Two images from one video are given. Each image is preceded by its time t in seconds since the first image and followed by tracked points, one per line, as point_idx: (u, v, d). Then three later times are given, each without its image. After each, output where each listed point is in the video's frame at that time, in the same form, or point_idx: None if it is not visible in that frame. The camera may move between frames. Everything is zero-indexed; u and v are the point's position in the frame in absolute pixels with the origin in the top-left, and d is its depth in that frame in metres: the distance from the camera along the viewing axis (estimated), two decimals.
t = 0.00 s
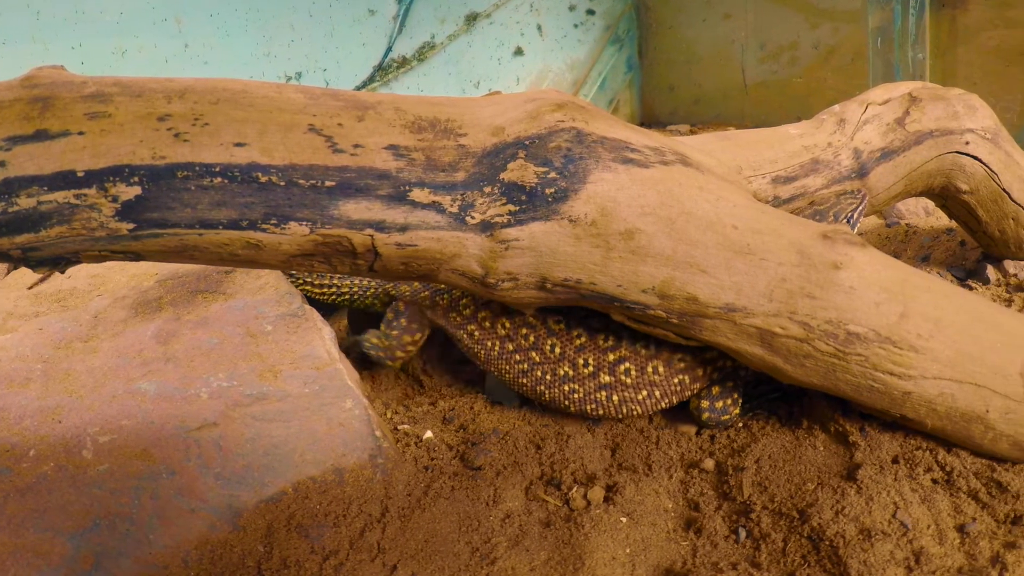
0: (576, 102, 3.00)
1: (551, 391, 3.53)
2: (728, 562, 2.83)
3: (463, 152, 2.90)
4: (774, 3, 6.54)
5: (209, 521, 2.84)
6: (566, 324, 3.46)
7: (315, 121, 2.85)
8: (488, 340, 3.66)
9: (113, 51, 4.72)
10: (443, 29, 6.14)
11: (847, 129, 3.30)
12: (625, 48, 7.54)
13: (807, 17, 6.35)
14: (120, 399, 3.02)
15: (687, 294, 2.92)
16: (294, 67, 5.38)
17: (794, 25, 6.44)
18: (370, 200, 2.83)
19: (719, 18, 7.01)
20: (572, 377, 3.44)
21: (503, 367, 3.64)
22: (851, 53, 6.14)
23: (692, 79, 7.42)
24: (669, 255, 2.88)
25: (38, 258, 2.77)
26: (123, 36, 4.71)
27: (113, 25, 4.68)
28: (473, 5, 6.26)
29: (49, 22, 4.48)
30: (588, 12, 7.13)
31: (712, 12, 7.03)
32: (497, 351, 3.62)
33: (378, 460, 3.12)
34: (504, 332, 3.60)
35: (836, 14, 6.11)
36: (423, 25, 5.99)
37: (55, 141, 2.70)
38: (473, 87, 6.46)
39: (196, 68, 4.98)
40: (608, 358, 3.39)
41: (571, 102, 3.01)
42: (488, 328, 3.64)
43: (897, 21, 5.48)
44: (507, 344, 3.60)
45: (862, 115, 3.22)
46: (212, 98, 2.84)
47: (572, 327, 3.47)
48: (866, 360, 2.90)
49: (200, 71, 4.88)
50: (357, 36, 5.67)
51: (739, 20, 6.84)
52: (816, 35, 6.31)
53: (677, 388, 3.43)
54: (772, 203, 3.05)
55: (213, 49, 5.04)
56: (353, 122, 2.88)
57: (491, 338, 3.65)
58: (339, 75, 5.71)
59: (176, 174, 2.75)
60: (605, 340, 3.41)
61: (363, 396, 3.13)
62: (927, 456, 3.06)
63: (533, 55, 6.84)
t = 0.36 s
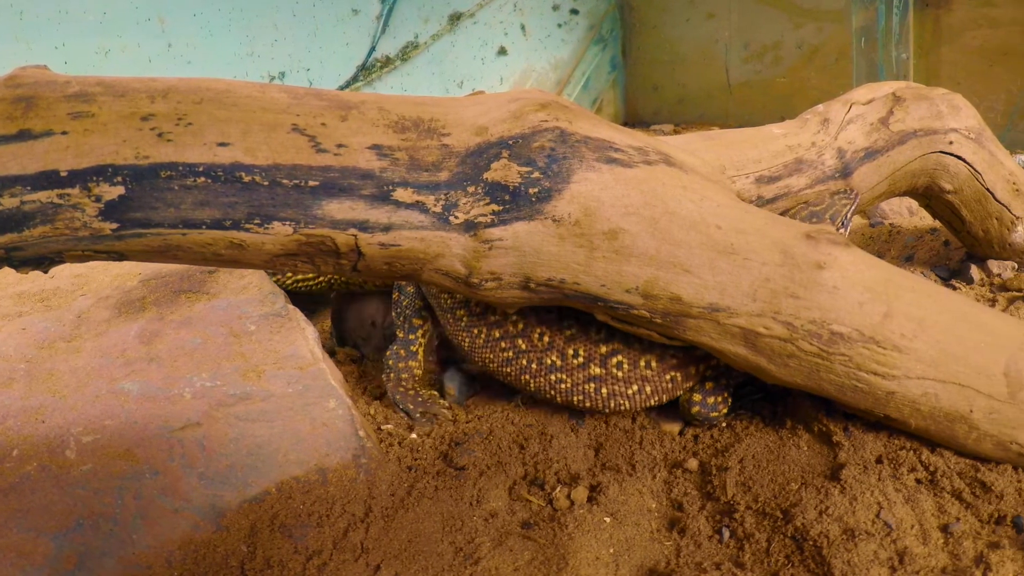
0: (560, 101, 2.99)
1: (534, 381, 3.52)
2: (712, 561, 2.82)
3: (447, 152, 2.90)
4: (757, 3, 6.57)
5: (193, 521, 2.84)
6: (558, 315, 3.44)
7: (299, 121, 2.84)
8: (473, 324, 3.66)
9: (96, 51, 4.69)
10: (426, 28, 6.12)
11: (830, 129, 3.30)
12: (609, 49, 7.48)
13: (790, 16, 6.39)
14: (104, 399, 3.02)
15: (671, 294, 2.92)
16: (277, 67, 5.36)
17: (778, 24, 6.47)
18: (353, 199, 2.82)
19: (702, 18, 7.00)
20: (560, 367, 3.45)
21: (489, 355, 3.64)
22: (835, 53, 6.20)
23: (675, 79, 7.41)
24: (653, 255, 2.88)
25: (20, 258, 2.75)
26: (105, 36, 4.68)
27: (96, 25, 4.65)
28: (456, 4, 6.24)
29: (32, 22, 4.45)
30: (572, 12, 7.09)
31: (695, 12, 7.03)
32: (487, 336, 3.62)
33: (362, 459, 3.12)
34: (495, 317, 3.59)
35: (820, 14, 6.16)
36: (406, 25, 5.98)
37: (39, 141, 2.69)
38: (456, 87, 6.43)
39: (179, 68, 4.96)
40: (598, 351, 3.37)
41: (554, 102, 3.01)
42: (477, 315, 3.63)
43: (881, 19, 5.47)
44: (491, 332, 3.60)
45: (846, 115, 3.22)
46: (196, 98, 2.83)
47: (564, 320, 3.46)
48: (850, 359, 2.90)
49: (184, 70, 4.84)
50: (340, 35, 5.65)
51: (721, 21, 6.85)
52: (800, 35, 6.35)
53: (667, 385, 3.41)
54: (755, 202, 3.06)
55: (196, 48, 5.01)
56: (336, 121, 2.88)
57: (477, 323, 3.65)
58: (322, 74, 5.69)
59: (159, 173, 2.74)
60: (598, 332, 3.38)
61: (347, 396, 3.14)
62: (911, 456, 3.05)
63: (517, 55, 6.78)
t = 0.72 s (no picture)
0: (543, 101, 2.99)
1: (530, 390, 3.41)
2: (696, 561, 2.83)
3: (431, 151, 2.89)
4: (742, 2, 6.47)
5: (176, 521, 2.84)
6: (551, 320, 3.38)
7: (282, 121, 2.83)
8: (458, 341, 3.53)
9: (80, 51, 4.62)
10: (409, 28, 6.00)
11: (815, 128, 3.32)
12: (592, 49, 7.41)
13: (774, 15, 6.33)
14: (87, 399, 2.97)
15: (655, 294, 2.92)
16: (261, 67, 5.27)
17: (762, 23, 6.41)
18: (337, 199, 2.81)
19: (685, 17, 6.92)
20: (562, 374, 3.36)
21: (481, 371, 3.51)
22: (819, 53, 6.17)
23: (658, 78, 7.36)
24: (637, 255, 2.88)
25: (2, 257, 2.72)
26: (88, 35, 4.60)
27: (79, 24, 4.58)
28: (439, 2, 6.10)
29: (15, 21, 4.38)
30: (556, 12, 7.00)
31: (678, 11, 6.93)
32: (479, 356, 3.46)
33: (346, 460, 3.14)
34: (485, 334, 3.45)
35: (804, 14, 6.11)
36: (389, 25, 5.86)
37: (21, 141, 2.65)
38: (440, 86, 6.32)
39: (162, 68, 4.89)
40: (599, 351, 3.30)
41: (538, 102, 3.00)
42: (465, 333, 3.48)
43: (866, 18, 5.59)
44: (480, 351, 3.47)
45: (830, 115, 3.25)
46: (180, 97, 2.82)
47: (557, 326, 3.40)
48: (833, 359, 2.90)
49: (168, 71, 4.78)
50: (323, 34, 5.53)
51: (705, 20, 6.76)
52: (784, 35, 6.31)
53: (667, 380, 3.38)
54: (739, 202, 3.07)
55: (180, 49, 4.94)
56: (319, 121, 2.87)
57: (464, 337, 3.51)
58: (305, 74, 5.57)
59: (142, 173, 2.71)
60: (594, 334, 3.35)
61: (330, 396, 3.13)
62: (895, 456, 3.05)
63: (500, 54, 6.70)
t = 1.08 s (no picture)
0: (527, 100, 2.98)
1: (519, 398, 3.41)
2: (680, 561, 2.84)
3: (415, 151, 2.88)
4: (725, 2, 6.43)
5: (159, 522, 2.84)
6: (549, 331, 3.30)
7: (266, 120, 2.82)
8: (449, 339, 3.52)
9: (63, 51, 4.54)
10: (393, 28, 5.90)
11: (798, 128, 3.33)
12: (575, 48, 7.28)
13: (757, 15, 6.31)
14: (71, 398, 2.97)
15: (639, 293, 2.92)
16: (245, 67, 5.20)
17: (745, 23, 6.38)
18: (320, 199, 2.80)
19: (668, 17, 6.85)
20: (557, 386, 3.32)
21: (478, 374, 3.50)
22: (802, 53, 6.16)
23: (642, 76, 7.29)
24: (620, 254, 2.88)
25: None
26: (72, 35, 4.52)
27: (62, 24, 4.49)
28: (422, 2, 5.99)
29: None
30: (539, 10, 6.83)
31: (661, 10, 6.86)
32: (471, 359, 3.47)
33: (329, 459, 3.13)
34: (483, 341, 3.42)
35: (787, 14, 6.11)
36: (373, 25, 5.77)
37: (3, 140, 2.62)
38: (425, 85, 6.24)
39: (145, 68, 4.80)
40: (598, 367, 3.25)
41: (522, 101, 2.99)
42: (466, 341, 3.44)
43: (849, 20, 5.64)
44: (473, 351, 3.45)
45: (813, 115, 3.25)
46: (163, 97, 2.79)
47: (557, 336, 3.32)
48: (817, 359, 2.90)
49: (154, 71, 4.71)
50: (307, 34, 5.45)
51: (688, 19, 6.71)
52: (767, 35, 6.30)
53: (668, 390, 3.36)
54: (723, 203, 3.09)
55: (165, 49, 4.87)
56: (303, 121, 2.86)
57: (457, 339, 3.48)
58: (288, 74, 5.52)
59: (126, 173, 2.71)
60: (593, 348, 3.26)
61: (314, 395, 3.13)
62: (879, 456, 3.06)
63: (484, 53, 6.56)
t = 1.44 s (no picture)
0: (510, 100, 2.98)
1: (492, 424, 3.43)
2: (663, 562, 2.84)
3: (398, 151, 2.87)
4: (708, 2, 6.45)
5: (143, 522, 2.84)
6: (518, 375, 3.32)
7: (249, 120, 2.80)
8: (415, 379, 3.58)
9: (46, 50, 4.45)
10: (376, 27, 5.85)
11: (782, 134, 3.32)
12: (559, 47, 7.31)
13: (740, 14, 6.32)
14: (54, 398, 2.93)
15: (622, 293, 2.91)
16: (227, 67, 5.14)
17: (729, 23, 6.38)
18: (304, 199, 2.79)
19: (653, 17, 6.86)
20: (540, 425, 3.31)
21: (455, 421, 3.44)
22: (786, 53, 6.16)
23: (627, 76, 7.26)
24: (604, 254, 2.87)
25: None
26: (56, 33, 4.44)
27: (46, 24, 4.40)
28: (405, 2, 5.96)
29: None
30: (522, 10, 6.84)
31: (645, 10, 6.88)
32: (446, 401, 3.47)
33: (313, 459, 3.13)
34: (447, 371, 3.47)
35: (769, 13, 6.13)
36: (356, 24, 5.71)
37: None
38: (407, 84, 6.13)
39: (129, 68, 4.73)
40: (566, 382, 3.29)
41: (505, 101, 2.99)
42: (434, 384, 3.45)
43: (834, 18, 5.55)
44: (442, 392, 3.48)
45: (797, 115, 3.23)
46: (146, 97, 2.76)
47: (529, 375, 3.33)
48: (801, 359, 2.90)
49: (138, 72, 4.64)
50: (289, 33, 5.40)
51: (671, 19, 6.73)
52: (750, 35, 6.30)
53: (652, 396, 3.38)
54: (707, 203, 3.09)
55: (148, 48, 4.80)
56: (286, 120, 2.85)
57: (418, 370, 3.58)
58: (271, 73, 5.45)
59: (108, 172, 2.67)
60: (572, 381, 3.27)
61: (298, 396, 3.14)
62: (862, 456, 3.06)
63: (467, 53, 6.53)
